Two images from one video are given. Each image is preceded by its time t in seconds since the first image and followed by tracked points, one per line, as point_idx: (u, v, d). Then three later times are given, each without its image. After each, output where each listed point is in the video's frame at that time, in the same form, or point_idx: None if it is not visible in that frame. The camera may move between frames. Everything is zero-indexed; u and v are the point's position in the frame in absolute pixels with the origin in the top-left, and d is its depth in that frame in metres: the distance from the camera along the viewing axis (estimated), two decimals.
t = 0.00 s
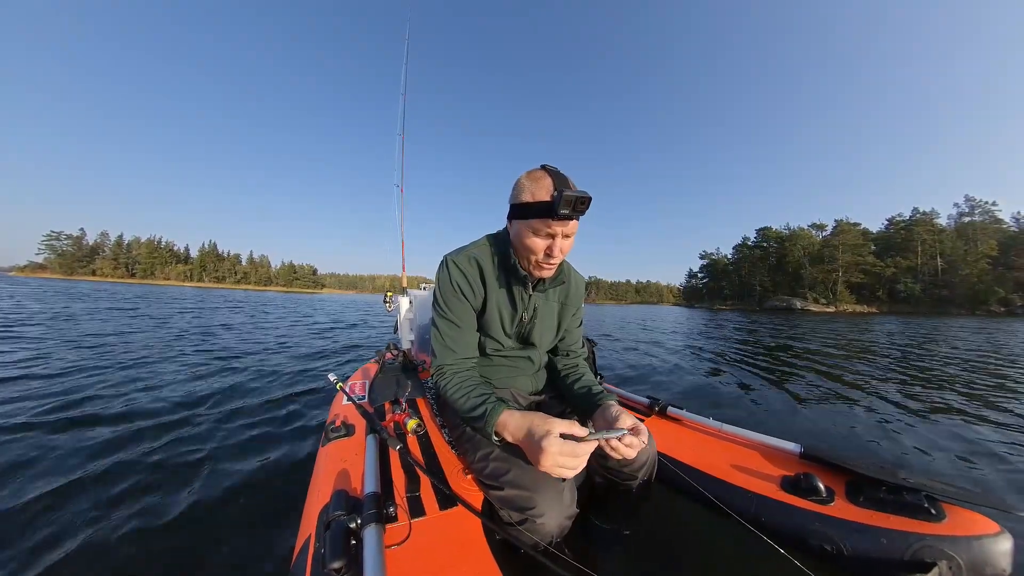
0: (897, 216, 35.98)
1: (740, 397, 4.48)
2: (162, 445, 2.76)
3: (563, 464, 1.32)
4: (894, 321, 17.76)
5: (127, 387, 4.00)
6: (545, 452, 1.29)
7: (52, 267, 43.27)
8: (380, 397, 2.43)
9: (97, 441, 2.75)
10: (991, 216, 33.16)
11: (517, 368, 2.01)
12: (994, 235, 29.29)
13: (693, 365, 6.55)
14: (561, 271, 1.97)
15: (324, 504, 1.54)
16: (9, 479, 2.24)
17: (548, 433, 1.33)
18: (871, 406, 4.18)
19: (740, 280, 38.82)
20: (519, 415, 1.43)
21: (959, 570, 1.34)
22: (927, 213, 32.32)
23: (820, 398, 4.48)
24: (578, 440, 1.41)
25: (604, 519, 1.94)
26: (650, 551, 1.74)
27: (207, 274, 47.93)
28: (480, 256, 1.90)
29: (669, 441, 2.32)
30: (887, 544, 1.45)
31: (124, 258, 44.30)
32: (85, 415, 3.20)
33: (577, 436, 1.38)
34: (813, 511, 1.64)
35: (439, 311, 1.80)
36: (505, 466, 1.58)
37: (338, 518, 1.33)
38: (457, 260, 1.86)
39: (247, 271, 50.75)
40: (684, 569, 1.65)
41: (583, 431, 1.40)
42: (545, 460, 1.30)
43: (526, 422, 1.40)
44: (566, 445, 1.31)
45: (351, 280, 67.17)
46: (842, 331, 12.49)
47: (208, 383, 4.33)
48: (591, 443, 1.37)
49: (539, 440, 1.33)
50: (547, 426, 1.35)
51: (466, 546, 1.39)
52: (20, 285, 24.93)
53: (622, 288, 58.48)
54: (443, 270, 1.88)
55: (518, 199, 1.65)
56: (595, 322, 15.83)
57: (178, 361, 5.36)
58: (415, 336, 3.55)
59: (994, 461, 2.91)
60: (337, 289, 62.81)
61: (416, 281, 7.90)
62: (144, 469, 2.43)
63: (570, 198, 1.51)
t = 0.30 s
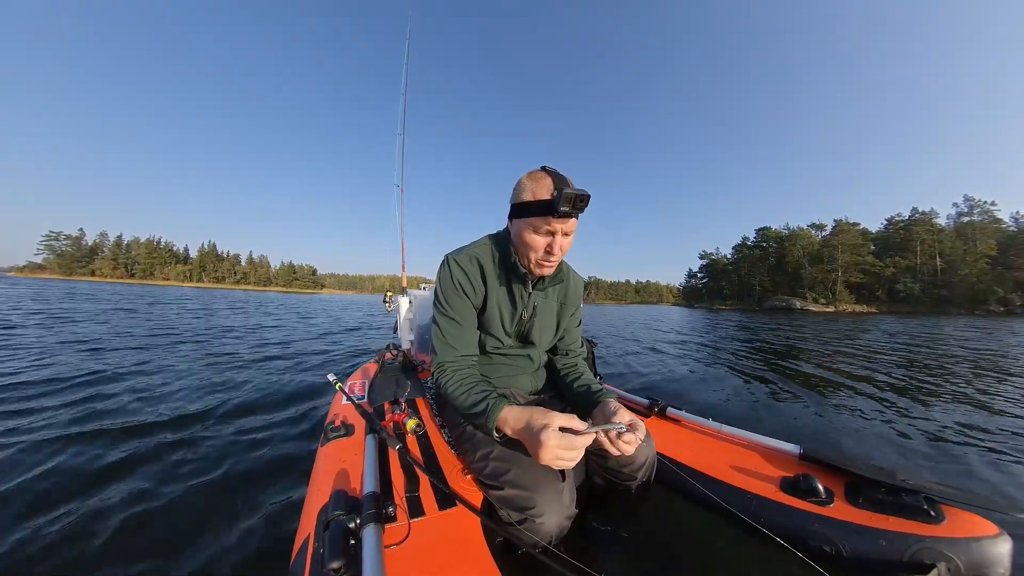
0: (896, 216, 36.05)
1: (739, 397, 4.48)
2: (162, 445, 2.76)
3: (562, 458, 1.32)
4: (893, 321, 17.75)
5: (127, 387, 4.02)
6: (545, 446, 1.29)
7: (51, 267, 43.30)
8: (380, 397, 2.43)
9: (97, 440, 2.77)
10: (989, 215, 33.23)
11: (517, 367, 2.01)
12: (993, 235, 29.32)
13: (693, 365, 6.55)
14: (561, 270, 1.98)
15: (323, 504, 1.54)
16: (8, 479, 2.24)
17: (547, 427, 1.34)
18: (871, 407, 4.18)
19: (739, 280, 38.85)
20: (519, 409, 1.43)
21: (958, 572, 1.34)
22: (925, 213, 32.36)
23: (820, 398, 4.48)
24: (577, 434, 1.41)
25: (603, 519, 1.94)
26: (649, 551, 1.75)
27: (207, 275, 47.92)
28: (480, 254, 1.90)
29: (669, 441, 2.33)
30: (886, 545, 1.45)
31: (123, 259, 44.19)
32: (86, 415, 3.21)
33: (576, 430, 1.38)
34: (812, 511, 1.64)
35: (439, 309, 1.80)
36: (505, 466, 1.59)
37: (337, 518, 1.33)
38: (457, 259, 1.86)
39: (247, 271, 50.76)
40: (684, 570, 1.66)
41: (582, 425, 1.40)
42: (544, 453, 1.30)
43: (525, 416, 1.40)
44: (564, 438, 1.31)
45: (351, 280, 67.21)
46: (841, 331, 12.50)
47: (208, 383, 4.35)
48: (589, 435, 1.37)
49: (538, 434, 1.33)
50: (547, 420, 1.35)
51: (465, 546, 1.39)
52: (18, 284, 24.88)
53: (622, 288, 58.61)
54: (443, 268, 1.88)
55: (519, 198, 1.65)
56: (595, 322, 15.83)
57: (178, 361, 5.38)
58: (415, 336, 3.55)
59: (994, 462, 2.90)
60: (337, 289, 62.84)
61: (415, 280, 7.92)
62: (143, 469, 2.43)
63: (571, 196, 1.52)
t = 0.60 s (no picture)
0: (895, 216, 36.10)
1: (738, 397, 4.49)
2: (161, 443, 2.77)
3: (567, 456, 1.33)
4: (892, 321, 17.73)
5: (126, 387, 4.02)
6: (550, 444, 1.29)
7: (50, 267, 43.28)
8: (379, 397, 2.44)
9: (96, 439, 2.78)
10: (989, 215, 33.28)
11: (516, 366, 2.01)
12: (991, 235, 29.38)
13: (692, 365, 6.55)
14: (561, 269, 1.98)
15: (322, 505, 1.54)
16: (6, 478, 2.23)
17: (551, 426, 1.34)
18: (869, 406, 4.18)
19: (739, 280, 38.88)
20: (523, 409, 1.44)
21: (955, 568, 1.35)
22: (925, 213, 32.41)
23: (819, 397, 4.49)
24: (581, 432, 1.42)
25: (602, 519, 1.94)
26: (649, 551, 1.75)
27: (206, 275, 47.91)
28: (481, 254, 1.90)
29: (668, 441, 2.33)
30: (884, 543, 1.46)
31: (122, 258, 44.08)
32: (87, 415, 3.21)
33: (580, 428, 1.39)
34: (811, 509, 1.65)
35: (440, 308, 1.80)
36: (505, 465, 1.60)
37: (336, 519, 1.33)
38: (458, 258, 1.86)
39: (247, 271, 50.72)
40: (682, 569, 1.66)
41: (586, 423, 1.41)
42: (550, 452, 1.31)
43: (530, 415, 1.40)
44: (569, 437, 1.32)
45: (350, 280, 67.17)
46: (840, 330, 12.52)
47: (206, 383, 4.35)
48: (593, 434, 1.38)
49: (543, 433, 1.33)
50: (551, 419, 1.36)
51: (463, 546, 1.40)
52: (19, 284, 24.93)
53: (621, 288, 58.64)
54: (444, 268, 1.88)
55: (522, 198, 1.66)
56: (595, 322, 15.85)
57: (176, 361, 5.38)
58: (414, 336, 3.55)
59: (992, 460, 2.91)
60: (336, 288, 62.83)
61: (414, 280, 7.93)
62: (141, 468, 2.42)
63: (573, 196, 1.53)
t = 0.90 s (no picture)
0: (894, 216, 36.15)
1: (737, 396, 4.50)
2: (158, 445, 2.77)
3: (565, 452, 1.34)
4: (891, 320, 17.72)
5: (124, 388, 4.02)
6: (548, 440, 1.30)
7: (50, 267, 43.26)
8: (377, 397, 2.44)
9: (94, 441, 2.78)
10: (988, 215, 33.31)
11: (515, 365, 2.01)
12: (990, 235, 29.44)
13: (691, 365, 6.55)
14: (558, 269, 1.99)
15: (320, 506, 1.55)
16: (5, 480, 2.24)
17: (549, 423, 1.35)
18: (868, 405, 4.19)
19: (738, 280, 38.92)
20: (521, 406, 1.45)
21: (951, 566, 1.35)
22: (924, 213, 32.47)
23: (818, 397, 4.49)
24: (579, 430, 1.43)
25: (600, 518, 1.94)
26: (647, 551, 1.75)
27: (206, 275, 47.92)
28: (479, 253, 1.91)
29: (666, 440, 2.33)
30: (879, 541, 1.46)
31: (121, 259, 44.04)
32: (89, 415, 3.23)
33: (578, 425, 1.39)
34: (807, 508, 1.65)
35: (438, 307, 1.81)
36: (503, 465, 1.60)
37: (334, 519, 1.33)
38: (456, 257, 1.87)
39: (246, 271, 50.70)
40: (680, 568, 1.66)
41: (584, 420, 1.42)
42: (548, 449, 1.31)
43: (528, 413, 1.41)
44: (567, 433, 1.33)
45: (350, 280, 67.18)
46: (839, 330, 12.55)
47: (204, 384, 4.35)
48: (591, 429, 1.39)
49: (541, 429, 1.34)
50: (548, 416, 1.37)
51: (462, 546, 1.40)
52: (17, 285, 24.89)
53: (621, 288, 58.72)
54: (442, 267, 1.89)
55: (519, 198, 1.67)
56: (594, 322, 15.86)
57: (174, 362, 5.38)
58: (412, 337, 3.55)
59: (989, 459, 2.92)
60: (336, 289, 62.83)
61: (413, 280, 7.94)
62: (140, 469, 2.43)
63: (571, 196, 1.54)
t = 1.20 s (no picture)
0: (894, 216, 36.19)
1: (736, 396, 4.49)
2: (157, 446, 2.77)
3: (565, 456, 1.34)
4: (891, 320, 17.70)
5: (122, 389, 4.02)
6: (549, 445, 1.30)
7: (49, 268, 43.21)
8: (374, 398, 2.45)
9: (92, 443, 2.78)
10: (988, 215, 33.35)
11: (513, 367, 2.01)
12: (989, 235, 29.48)
13: (691, 365, 6.54)
14: (556, 270, 2.00)
15: (317, 508, 1.55)
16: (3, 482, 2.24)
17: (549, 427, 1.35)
18: (868, 405, 4.18)
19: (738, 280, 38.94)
20: (520, 410, 1.45)
21: (947, 564, 1.36)
22: (923, 213, 32.50)
23: (817, 397, 4.48)
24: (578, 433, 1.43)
25: (599, 518, 1.95)
26: (645, 551, 1.75)
27: (206, 275, 47.89)
28: (477, 255, 1.91)
29: (664, 441, 2.34)
30: (876, 539, 1.47)
31: (120, 259, 43.98)
32: (86, 415, 3.25)
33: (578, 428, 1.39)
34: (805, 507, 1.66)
35: (437, 309, 1.81)
36: (501, 466, 1.61)
37: (332, 522, 1.34)
38: (455, 259, 1.87)
39: (246, 271, 50.67)
40: (678, 568, 1.66)
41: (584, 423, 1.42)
42: (549, 453, 1.31)
43: (528, 418, 1.41)
44: (568, 437, 1.33)
45: (350, 280, 67.15)
46: (838, 330, 12.57)
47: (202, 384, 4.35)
48: (591, 432, 1.40)
49: (541, 434, 1.34)
50: (548, 420, 1.37)
51: (459, 547, 1.40)
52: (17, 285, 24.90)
53: (620, 288, 58.68)
54: (441, 268, 1.89)
55: (518, 199, 1.67)
56: (594, 322, 15.86)
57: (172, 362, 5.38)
58: (410, 337, 3.55)
59: (988, 457, 2.92)
60: (335, 289, 62.80)
61: (412, 280, 7.93)
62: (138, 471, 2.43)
63: (569, 197, 1.54)
